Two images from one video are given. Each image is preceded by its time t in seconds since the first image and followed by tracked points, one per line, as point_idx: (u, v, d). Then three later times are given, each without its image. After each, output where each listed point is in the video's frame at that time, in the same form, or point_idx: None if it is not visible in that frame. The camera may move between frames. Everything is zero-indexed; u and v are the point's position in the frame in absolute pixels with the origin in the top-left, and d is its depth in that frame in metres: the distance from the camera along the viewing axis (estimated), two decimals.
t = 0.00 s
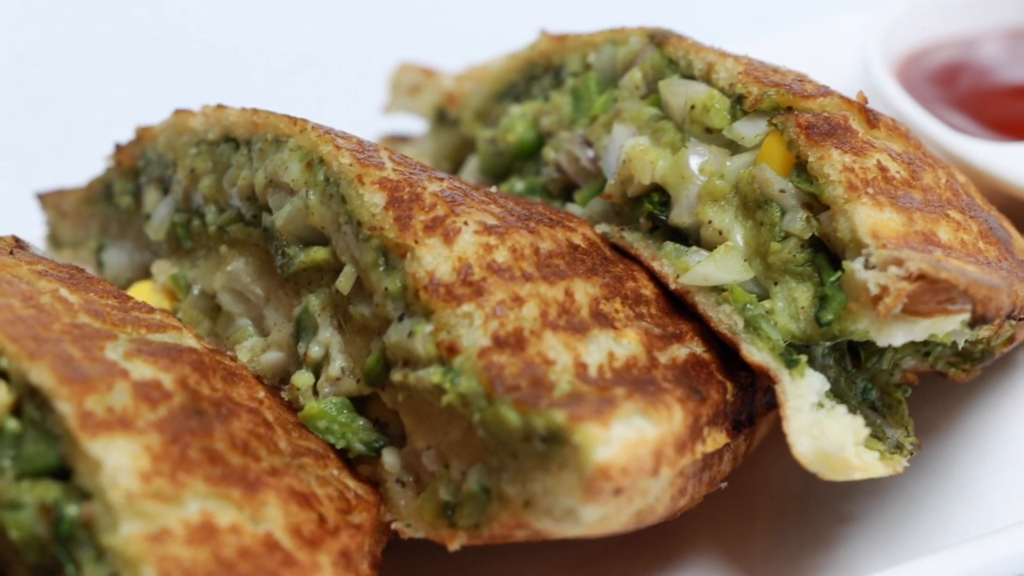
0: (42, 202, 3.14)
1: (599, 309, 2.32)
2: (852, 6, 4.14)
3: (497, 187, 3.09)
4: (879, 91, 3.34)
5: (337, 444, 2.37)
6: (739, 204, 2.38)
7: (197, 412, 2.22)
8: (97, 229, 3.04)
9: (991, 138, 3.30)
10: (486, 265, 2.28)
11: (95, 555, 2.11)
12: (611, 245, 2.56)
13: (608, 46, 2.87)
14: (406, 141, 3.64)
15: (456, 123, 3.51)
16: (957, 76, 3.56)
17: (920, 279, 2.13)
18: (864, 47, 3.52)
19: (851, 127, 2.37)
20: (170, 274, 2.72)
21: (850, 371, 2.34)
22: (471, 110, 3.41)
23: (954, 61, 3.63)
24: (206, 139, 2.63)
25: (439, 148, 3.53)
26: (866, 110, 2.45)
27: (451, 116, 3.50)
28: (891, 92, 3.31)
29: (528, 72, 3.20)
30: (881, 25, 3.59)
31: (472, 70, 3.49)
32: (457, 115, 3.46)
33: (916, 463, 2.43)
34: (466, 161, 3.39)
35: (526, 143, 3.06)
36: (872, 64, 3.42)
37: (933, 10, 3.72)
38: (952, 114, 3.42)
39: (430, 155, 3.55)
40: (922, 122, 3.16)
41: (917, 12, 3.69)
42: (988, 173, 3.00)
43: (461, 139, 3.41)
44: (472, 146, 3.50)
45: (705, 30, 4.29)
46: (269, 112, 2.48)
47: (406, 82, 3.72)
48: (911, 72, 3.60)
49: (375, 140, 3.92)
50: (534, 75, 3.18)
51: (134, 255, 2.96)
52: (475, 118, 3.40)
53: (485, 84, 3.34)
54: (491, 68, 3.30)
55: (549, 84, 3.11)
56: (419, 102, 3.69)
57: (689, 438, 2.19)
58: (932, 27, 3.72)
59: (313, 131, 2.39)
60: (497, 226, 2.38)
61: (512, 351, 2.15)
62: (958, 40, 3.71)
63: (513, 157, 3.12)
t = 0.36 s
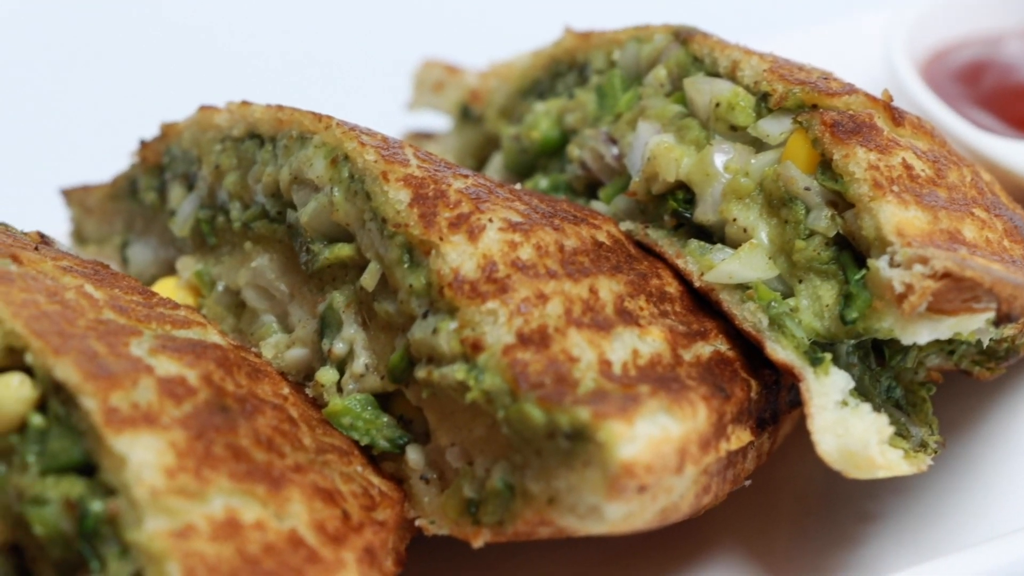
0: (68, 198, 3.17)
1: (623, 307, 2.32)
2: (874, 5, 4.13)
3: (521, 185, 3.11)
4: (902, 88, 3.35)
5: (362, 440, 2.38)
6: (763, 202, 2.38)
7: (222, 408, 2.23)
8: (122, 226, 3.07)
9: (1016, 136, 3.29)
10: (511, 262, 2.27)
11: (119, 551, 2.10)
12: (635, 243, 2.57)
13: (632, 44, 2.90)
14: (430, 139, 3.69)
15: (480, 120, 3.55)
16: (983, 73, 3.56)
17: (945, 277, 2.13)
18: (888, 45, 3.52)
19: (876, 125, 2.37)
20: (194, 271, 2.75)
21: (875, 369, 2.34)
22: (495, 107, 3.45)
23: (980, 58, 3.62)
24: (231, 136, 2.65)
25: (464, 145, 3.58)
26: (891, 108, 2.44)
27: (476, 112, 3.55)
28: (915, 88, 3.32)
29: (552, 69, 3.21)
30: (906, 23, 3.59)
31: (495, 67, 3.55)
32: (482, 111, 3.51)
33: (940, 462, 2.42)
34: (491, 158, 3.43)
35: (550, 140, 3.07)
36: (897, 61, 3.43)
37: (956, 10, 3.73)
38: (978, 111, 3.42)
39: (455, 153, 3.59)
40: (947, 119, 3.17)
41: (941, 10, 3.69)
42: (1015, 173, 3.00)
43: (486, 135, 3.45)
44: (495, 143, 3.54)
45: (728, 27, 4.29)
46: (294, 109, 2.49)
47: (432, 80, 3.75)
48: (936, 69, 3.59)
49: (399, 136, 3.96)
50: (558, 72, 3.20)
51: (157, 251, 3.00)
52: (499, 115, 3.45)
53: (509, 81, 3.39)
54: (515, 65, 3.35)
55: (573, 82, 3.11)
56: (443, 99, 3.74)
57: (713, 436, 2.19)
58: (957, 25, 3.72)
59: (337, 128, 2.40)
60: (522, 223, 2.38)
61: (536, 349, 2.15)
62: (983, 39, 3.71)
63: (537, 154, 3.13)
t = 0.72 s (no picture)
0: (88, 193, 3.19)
1: (644, 304, 2.32)
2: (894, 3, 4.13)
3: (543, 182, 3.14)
4: (923, 85, 3.36)
5: (382, 437, 2.38)
6: (784, 199, 2.38)
7: (243, 405, 2.23)
8: (143, 223, 3.10)
9: None
10: (532, 259, 2.27)
11: (140, 547, 2.09)
12: (656, 240, 2.57)
13: (653, 41, 2.90)
14: (452, 135, 3.73)
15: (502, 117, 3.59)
16: (1005, 71, 3.56)
17: (966, 274, 2.12)
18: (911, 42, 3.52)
19: (898, 123, 2.37)
20: (215, 267, 2.76)
21: (896, 367, 2.34)
22: (517, 104, 3.50)
23: (1002, 56, 3.62)
24: (252, 132, 2.67)
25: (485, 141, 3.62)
26: (913, 106, 2.44)
27: (496, 110, 3.58)
28: (935, 85, 3.32)
29: (573, 66, 3.25)
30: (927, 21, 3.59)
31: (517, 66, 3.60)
32: (503, 109, 3.55)
33: (961, 459, 2.42)
34: (512, 155, 3.47)
35: (571, 138, 3.10)
36: (918, 58, 3.43)
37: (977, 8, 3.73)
38: (999, 109, 3.42)
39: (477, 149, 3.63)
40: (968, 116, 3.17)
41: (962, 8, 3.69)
42: None
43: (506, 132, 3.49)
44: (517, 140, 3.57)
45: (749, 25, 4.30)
46: (315, 106, 2.50)
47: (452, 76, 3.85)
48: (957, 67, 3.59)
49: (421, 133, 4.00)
50: (580, 69, 3.24)
51: (179, 248, 3.02)
52: (521, 112, 3.48)
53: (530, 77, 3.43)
54: (536, 62, 3.38)
55: (594, 79, 3.16)
56: (465, 96, 3.78)
57: (734, 433, 2.19)
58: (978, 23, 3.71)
59: (359, 125, 2.41)
60: (543, 220, 2.38)
61: (557, 346, 2.15)
62: (1007, 36, 3.71)
63: (558, 152, 3.17)
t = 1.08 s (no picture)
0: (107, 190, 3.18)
1: (664, 302, 2.32)
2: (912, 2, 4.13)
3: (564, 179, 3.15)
4: (944, 82, 3.36)
5: (402, 434, 2.38)
6: (805, 197, 2.38)
7: (263, 402, 2.23)
8: (163, 220, 3.09)
9: None
10: (552, 257, 2.27)
11: (160, 544, 2.09)
12: (676, 238, 2.57)
13: (673, 39, 2.89)
14: (471, 133, 3.75)
15: (521, 114, 3.61)
16: None
17: (986, 273, 2.10)
18: (931, 42, 3.52)
19: (919, 121, 2.36)
20: (235, 264, 2.77)
21: (916, 365, 2.34)
22: (538, 100, 3.49)
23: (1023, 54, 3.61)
24: (273, 129, 2.68)
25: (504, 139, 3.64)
26: (933, 104, 2.44)
27: (517, 107, 3.60)
28: (955, 83, 3.32)
29: (593, 64, 3.25)
30: (947, 19, 3.59)
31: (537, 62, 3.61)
32: (523, 106, 3.56)
33: (980, 457, 2.42)
34: (532, 153, 3.49)
35: (591, 135, 3.12)
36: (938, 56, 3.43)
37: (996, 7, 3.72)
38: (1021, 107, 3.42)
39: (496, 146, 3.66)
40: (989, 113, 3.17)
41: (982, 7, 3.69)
42: None
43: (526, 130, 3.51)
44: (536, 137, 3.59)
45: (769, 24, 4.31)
46: (335, 103, 2.52)
47: (470, 74, 3.88)
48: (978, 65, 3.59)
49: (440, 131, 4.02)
50: (600, 67, 3.24)
51: (198, 245, 2.99)
52: (541, 109, 3.49)
53: (551, 75, 3.43)
54: (556, 60, 3.38)
55: (614, 77, 3.15)
56: (484, 94, 3.81)
57: (754, 431, 2.18)
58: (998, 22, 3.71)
59: (379, 122, 2.42)
60: (563, 218, 2.38)
61: (577, 343, 2.15)
62: None
63: (578, 150, 3.19)
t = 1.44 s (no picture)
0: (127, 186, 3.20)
1: (683, 299, 2.32)
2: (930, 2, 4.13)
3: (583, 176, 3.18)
4: (964, 80, 3.36)
5: (420, 431, 2.38)
6: (824, 195, 2.38)
7: (282, 399, 2.23)
8: (183, 217, 3.13)
9: None
10: (572, 254, 2.27)
11: (180, 541, 2.09)
12: (695, 235, 2.58)
13: (693, 36, 2.92)
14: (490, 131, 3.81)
15: (541, 112, 3.65)
16: None
17: (1005, 271, 2.11)
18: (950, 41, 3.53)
19: (939, 119, 2.36)
20: (254, 261, 2.78)
21: (935, 363, 2.34)
22: (557, 98, 3.54)
23: None
24: (291, 126, 2.69)
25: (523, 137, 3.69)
26: (953, 102, 2.43)
27: (536, 105, 3.65)
28: (976, 81, 3.33)
29: (613, 62, 3.28)
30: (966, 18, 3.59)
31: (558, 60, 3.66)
32: (543, 104, 3.60)
33: (999, 455, 2.42)
34: (550, 151, 3.53)
35: (611, 133, 3.14)
36: (958, 54, 3.44)
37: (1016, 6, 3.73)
38: None
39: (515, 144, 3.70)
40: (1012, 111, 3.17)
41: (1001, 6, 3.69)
42: None
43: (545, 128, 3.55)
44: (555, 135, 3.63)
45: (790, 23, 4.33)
46: (355, 100, 2.53)
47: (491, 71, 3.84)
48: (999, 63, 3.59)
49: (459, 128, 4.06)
50: (620, 64, 3.27)
51: (218, 242, 3.02)
52: (559, 107, 3.53)
53: (570, 72, 3.47)
54: (577, 56, 3.41)
55: (634, 74, 3.20)
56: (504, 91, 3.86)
57: (773, 429, 2.18)
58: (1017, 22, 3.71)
59: (398, 119, 2.42)
60: (582, 215, 2.37)
61: (596, 341, 2.14)
62: None
63: (597, 147, 3.21)
